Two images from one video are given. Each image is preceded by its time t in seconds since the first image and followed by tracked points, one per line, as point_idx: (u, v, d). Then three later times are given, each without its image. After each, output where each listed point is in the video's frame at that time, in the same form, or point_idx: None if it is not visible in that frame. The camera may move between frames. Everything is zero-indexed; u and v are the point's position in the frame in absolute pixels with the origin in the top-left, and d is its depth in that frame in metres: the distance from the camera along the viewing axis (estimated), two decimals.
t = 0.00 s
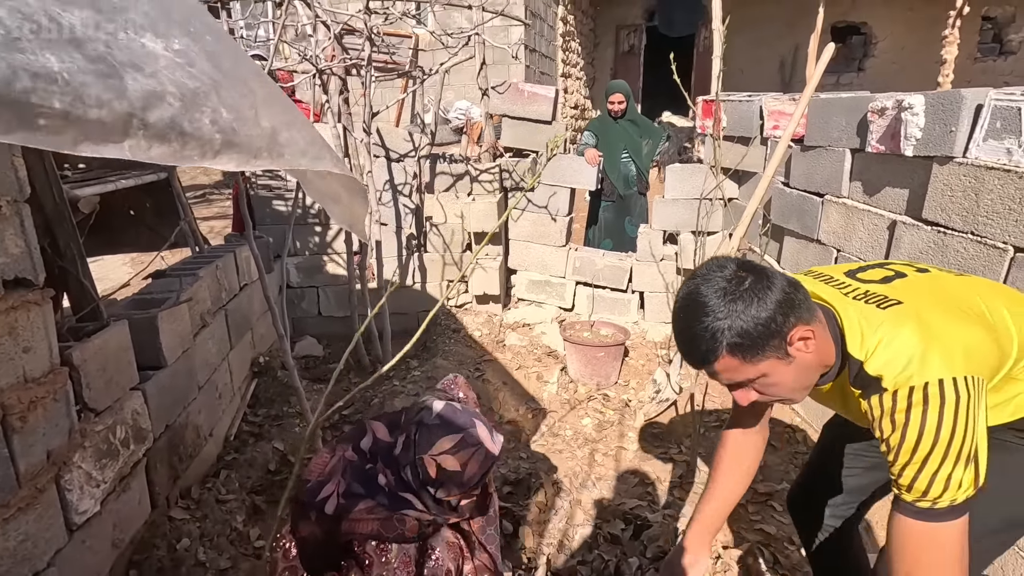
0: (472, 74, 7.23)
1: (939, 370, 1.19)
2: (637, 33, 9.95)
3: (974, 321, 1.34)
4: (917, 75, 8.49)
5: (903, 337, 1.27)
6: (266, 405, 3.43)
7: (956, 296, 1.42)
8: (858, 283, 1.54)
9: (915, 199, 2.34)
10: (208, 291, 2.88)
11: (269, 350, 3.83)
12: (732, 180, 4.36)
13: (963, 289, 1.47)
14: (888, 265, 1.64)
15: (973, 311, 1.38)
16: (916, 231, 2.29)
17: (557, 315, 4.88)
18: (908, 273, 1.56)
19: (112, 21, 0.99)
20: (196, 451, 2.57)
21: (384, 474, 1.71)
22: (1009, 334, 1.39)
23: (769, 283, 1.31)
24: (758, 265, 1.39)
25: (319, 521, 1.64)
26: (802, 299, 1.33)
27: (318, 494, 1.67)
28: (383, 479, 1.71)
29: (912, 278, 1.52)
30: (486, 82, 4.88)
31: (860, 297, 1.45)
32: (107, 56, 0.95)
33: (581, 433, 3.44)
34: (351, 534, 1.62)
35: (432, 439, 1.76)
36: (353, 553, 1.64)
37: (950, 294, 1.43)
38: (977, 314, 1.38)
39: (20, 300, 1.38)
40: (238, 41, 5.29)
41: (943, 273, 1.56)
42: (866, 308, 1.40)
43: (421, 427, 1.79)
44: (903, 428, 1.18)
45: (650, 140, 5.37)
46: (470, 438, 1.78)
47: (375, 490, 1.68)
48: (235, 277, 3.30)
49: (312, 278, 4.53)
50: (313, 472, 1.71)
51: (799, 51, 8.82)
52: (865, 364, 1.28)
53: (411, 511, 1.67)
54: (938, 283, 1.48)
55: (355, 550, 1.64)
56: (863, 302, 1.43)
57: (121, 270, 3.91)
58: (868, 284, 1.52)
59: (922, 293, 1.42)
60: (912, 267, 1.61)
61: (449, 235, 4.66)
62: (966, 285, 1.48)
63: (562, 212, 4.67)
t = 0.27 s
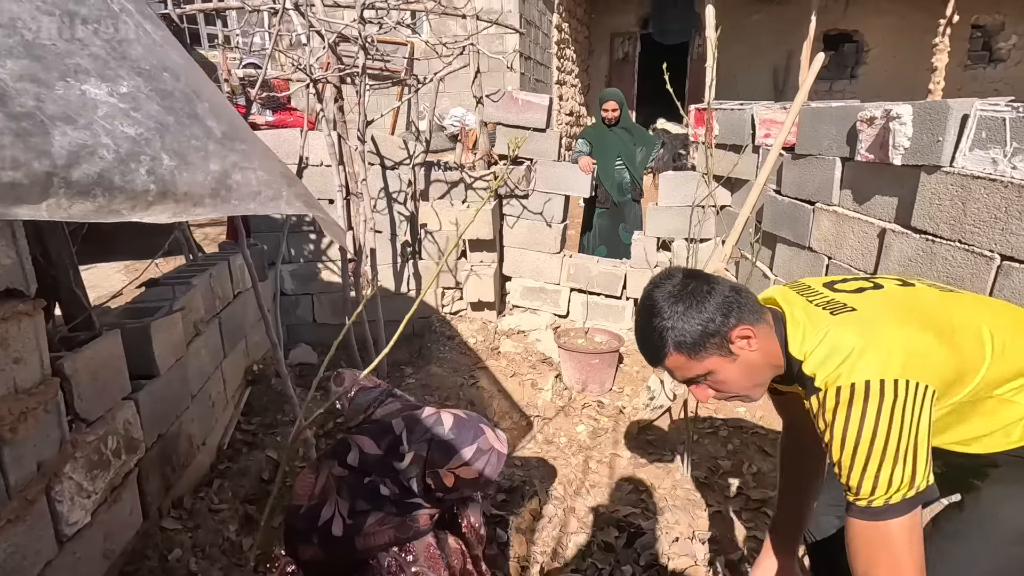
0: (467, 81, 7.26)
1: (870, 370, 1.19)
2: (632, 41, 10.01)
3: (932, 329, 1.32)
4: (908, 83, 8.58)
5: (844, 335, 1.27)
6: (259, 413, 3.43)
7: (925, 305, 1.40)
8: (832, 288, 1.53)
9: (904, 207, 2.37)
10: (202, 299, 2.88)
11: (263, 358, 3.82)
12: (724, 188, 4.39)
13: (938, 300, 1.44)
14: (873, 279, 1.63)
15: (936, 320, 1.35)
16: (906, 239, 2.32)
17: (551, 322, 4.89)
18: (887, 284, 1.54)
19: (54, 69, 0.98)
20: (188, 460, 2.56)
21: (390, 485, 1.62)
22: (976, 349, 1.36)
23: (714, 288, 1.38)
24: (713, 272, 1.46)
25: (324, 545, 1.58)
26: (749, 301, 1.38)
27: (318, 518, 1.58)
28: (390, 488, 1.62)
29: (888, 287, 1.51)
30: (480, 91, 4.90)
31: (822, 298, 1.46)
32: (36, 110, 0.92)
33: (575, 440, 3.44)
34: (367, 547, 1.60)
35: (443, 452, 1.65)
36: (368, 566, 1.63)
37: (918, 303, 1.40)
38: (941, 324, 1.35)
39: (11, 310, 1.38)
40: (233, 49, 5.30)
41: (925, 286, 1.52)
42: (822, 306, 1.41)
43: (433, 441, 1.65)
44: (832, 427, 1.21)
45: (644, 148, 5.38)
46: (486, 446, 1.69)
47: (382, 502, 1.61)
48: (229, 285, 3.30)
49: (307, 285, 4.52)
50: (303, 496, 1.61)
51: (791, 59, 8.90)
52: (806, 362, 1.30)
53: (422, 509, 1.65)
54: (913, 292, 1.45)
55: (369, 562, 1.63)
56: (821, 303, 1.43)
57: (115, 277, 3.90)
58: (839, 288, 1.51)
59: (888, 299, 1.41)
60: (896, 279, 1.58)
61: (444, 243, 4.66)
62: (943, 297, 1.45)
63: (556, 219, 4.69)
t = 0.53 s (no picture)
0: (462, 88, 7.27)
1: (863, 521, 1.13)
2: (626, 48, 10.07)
3: (923, 455, 1.24)
4: (898, 89, 8.68)
5: (830, 488, 1.23)
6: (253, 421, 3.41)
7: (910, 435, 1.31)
8: (820, 428, 1.48)
9: (895, 214, 2.39)
10: (196, 306, 2.87)
11: (257, 365, 3.81)
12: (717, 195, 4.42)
13: (926, 421, 1.35)
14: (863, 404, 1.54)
15: (925, 443, 1.27)
16: (897, 246, 2.33)
17: (546, 328, 4.89)
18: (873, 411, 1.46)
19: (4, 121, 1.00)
20: (181, 469, 2.55)
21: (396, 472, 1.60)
22: (984, 465, 1.24)
23: (697, 449, 1.42)
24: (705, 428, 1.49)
25: (331, 548, 1.52)
26: (734, 462, 1.40)
27: (323, 522, 1.54)
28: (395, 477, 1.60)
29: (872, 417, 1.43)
30: (475, 97, 4.92)
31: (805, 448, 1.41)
32: None
33: (570, 447, 3.43)
34: (379, 540, 1.55)
35: (447, 437, 1.66)
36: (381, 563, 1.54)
37: (903, 426, 1.33)
38: (933, 445, 1.26)
39: (4, 319, 1.38)
40: (228, 56, 5.31)
41: (915, 404, 1.44)
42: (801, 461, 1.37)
43: (433, 429, 1.66)
44: None
45: (638, 154, 5.39)
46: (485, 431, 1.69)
47: (389, 491, 1.58)
48: (222, 292, 3.29)
49: (301, 292, 4.51)
50: (300, 504, 1.58)
51: (784, 66, 8.98)
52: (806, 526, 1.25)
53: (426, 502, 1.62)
54: (899, 416, 1.38)
55: (383, 559, 1.55)
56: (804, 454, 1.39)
57: (108, 284, 3.88)
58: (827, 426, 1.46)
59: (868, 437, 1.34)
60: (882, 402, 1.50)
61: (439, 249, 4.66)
62: (929, 418, 1.36)
63: (551, 225, 4.70)
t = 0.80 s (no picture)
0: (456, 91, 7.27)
1: None
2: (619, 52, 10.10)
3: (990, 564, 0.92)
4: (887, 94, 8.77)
5: None
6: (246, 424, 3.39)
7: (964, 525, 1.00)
8: (846, 504, 1.16)
9: (887, 216, 2.40)
10: (188, 309, 2.85)
11: (250, 368, 3.79)
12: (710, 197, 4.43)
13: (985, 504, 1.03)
14: (895, 468, 1.23)
15: (987, 541, 0.96)
16: (888, 247, 2.34)
17: (541, 330, 4.89)
18: (913, 483, 1.14)
19: None
20: (173, 473, 2.53)
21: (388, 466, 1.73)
22: None
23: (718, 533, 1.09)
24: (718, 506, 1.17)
25: (322, 541, 1.55)
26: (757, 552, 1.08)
27: (315, 514, 1.60)
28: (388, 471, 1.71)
29: (912, 494, 1.11)
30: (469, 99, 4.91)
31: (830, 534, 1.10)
32: None
33: (565, 449, 3.42)
34: (370, 531, 1.55)
35: (438, 426, 1.87)
36: (371, 554, 1.51)
37: (956, 516, 1.01)
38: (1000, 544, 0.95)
39: None
40: (220, 58, 5.28)
41: (965, 476, 1.12)
42: (827, 556, 1.06)
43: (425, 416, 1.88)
44: None
45: (632, 156, 5.40)
46: (475, 419, 1.91)
47: (383, 483, 1.66)
48: (215, 295, 3.26)
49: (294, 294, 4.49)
50: (294, 498, 1.66)
51: (776, 70, 9.04)
52: None
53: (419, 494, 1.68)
54: (946, 496, 1.07)
55: (374, 551, 1.52)
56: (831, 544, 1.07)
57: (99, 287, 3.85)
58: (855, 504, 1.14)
59: (912, 526, 1.02)
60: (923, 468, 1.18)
61: (433, 251, 4.64)
62: (989, 498, 1.04)
63: (546, 227, 4.69)
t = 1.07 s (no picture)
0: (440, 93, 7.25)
1: None
2: (603, 55, 10.15)
3: None
4: (864, 99, 8.92)
5: None
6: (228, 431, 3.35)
7: None
8: None
9: (869, 215, 2.42)
10: (167, 313, 2.81)
11: (232, 373, 3.75)
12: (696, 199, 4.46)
13: None
14: (902, 519, 0.95)
15: None
16: (870, 246, 2.38)
17: (528, 332, 4.90)
18: (929, 540, 0.87)
19: None
20: (152, 481, 2.49)
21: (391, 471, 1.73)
22: None
23: None
24: None
25: (320, 536, 1.49)
26: None
27: (315, 506, 1.56)
28: (389, 474, 1.70)
29: (935, 554, 0.84)
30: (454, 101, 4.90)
31: None
32: None
33: (553, 451, 3.41)
34: (368, 527, 1.52)
35: (440, 436, 1.98)
36: (367, 550, 1.47)
37: None
38: None
39: None
40: (202, 59, 5.23)
41: (988, 532, 0.86)
42: None
43: (427, 426, 2.00)
44: None
45: (618, 159, 5.42)
46: (474, 424, 2.03)
47: (385, 482, 1.65)
48: (195, 299, 3.22)
49: (278, 298, 4.45)
50: (296, 493, 1.64)
51: (757, 74, 9.14)
52: None
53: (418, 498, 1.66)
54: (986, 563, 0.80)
55: (370, 546, 1.49)
56: None
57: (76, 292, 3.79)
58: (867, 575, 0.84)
59: None
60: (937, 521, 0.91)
61: (419, 252, 4.64)
62: None
63: (532, 229, 4.69)
